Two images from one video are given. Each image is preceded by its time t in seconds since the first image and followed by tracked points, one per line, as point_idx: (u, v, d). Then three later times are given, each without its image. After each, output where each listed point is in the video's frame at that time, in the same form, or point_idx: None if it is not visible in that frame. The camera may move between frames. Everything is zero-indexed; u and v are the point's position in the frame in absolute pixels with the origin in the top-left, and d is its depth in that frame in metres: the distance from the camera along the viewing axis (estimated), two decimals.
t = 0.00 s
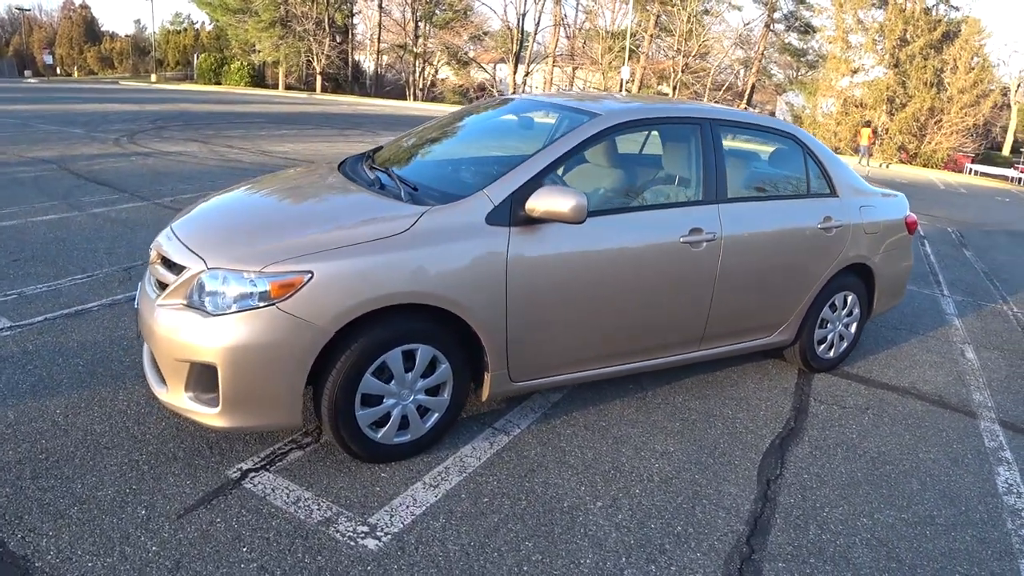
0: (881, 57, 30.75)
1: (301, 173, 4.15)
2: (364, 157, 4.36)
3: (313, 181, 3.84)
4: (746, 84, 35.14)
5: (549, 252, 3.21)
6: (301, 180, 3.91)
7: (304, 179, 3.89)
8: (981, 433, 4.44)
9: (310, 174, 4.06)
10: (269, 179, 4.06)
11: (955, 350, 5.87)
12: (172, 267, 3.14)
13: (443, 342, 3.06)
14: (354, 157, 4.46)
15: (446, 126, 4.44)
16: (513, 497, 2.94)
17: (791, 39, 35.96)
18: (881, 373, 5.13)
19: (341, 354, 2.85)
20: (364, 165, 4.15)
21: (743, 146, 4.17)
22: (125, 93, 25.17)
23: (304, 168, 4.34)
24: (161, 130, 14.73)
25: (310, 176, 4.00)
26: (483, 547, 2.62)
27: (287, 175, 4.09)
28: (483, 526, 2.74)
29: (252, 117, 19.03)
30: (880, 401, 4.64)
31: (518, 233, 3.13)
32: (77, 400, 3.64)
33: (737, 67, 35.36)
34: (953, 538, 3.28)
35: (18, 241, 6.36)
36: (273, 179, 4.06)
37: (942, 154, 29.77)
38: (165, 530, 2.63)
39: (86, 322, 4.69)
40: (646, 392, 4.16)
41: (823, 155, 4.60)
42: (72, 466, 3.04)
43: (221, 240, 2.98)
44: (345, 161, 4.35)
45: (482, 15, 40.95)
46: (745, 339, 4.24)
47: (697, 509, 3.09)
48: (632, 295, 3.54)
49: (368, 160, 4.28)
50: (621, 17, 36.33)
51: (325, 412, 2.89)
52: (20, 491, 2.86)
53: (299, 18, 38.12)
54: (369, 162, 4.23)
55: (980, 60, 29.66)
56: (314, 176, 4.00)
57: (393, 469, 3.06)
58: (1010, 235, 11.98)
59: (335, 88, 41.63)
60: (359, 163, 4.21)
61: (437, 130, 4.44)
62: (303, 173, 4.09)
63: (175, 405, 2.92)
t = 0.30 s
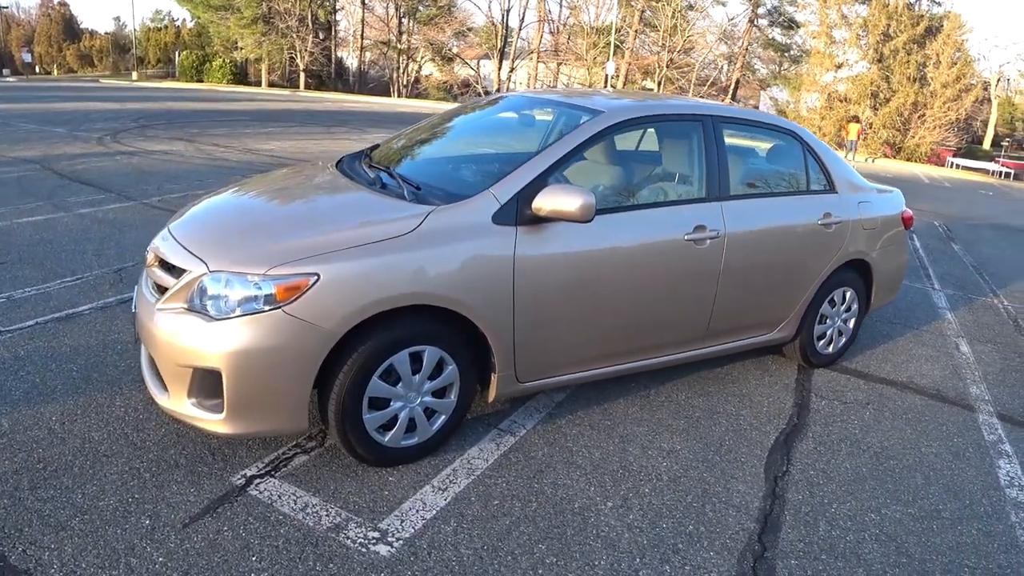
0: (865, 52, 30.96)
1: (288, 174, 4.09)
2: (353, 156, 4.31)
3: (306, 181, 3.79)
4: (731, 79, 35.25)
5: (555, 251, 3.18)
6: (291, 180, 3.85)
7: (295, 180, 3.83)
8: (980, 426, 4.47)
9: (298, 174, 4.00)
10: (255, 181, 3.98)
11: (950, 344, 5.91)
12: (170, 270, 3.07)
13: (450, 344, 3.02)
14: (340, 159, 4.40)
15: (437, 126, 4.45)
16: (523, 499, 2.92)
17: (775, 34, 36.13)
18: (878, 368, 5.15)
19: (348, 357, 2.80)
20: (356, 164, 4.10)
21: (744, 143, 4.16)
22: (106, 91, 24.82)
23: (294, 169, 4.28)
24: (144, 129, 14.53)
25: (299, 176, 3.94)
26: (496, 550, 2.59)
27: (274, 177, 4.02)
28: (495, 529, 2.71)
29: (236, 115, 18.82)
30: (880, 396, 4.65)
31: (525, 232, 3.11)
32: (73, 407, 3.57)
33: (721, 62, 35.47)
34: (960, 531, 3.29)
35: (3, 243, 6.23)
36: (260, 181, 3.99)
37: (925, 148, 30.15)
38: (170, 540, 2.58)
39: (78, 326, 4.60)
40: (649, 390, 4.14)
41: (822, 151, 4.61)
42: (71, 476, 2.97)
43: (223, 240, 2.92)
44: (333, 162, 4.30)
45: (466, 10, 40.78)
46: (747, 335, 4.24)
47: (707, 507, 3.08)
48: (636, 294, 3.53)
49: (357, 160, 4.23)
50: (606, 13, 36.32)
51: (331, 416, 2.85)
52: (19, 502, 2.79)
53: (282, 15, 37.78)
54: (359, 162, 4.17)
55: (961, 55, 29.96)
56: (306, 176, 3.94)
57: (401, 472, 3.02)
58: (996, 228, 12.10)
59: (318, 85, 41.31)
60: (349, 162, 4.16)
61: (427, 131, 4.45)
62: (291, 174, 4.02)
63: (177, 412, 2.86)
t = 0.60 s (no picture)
0: (850, 46, 31.12)
1: (278, 176, 4.01)
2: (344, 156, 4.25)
3: (299, 182, 3.72)
4: (717, 74, 35.33)
5: (562, 250, 3.15)
6: (282, 182, 3.77)
7: (287, 181, 3.76)
8: (981, 418, 4.47)
9: (289, 176, 3.93)
10: (245, 184, 3.91)
11: (947, 337, 5.92)
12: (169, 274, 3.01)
13: (457, 345, 2.98)
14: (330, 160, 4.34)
15: (426, 129, 4.37)
16: (534, 501, 2.88)
17: (760, 29, 36.24)
18: (878, 361, 5.15)
19: (355, 361, 2.75)
20: (349, 164, 4.04)
21: (746, 138, 4.15)
22: (88, 93, 24.54)
23: (287, 170, 4.21)
24: (129, 130, 14.35)
25: (291, 177, 3.87)
26: (509, 554, 2.55)
27: (264, 178, 3.95)
28: (507, 532, 2.67)
29: (222, 115, 18.65)
30: (882, 390, 4.65)
31: (531, 231, 3.07)
32: (70, 415, 3.50)
33: (707, 57, 35.55)
34: (968, 524, 3.28)
35: None
36: (250, 183, 3.92)
37: (909, 140, 29.95)
38: (177, 551, 2.52)
39: (71, 332, 4.51)
40: (653, 388, 4.12)
41: (821, 146, 4.61)
42: (71, 487, 2.90)
43: (224, 242, 2.87)
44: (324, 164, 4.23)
45: (452, 8, 40.65)
46: (750, 331, 4.23)
47: (718, 506, 3.06)
48: (642, 292, 3.50)
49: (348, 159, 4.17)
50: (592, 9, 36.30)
51: (339, 421, 2.80)
52: (18, 515, 2.72)
53: (266, 13, 37.48)
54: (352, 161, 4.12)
55: (944, 48, 30.18)
56: (299, 176, 3.87)
57: (409, 476, 2.97)
58: (985, 220, 12.18)
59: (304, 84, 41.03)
60: (341, 162, 4.10)
61: (416, 134, 4.37)
62: (281, 176, 3.95)
63: (180, 419, 2.80)
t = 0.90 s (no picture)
0: (846, 48, 31.23)
1: (274, 173, 3.95)
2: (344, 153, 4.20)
3: (297, 180, 3.66)
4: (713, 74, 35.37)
5: (570, 252, 3.12)
6: (278, 179, 3.72)
7: (284, 178, 3.70)
8: (982, 424, 4.46)
9: (285, 174, 3.86)
10: (241, 181, 3.85)
11: (945, 341, 5.92)
12: (168, 273, 2.95)
13: (462, 347, 2.94)
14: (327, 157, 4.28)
15: (424, 129, 4.31)
16: (538, 505, 2.85)
17: (756, 30, 36.31)
18: (878, 366, 5.14)
19: (360, 363, 2.71)
20: (345, 163, 3.97)
21: (752, 141, 4.13)
22: (81, 84, 24.32)
23: (285, 167, 4.16)
24: (123, 123, 14.23)
25: (287, 175, 3.81)
26: (515, 560, 2.52)
27: (260, 176, 3.89)
28: (512, 537, 2.64)
29: (217, 109, 18.52)
30: (883, 394, 4.64)
31: (538, 232, 3.04)
32: (65, 413, 3.44)
33: (703, 58, 35.58)
34: (971, 531, 3.27)
35: None
36: (245, 181, 3.86)
37: (903, 144, 30.25)
38: (176, 555, 2.47)
39: (66, 328, 4.45)
40: (655, 390, 4.09)
41: (825, 150, 4.60)
42: (68, 488, 2.85)
43: (225, 240, 2.82)
44: (321, 161, 4.18)
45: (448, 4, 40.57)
46: (753, 335, 4.22)
47: (723, 511, 3.03)
48: (649, 295, 3.48)
49: (346, 156, 4.10)
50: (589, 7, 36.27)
51: (342, 424, 2.76)
52: (14, 517, 2.67)
53: (261, 7, 37.28)
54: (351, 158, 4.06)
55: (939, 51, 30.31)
56: (298, 174, 3.82)
57: (412, 479, 2.94)
58: (980, 224, 12.21)
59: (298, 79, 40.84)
60: (337, 161, 4.03)
61: (414, 133, 4.31)
62: (277, 174, 3.89)
63: (179, 420, 2.75)
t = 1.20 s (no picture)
0: (844, 48, 31.26)
1: (276, 171, 3.92)
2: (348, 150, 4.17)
3: (298, 178, 3.63)
4: (711, 73, 35.36)
5: (581, 250, 3.11)
6: (279, 178, 3.68)
7: (285, 176, 3.67)
8: (987, 425, 4.43)
9: (285, 172, 3.83)
10: (242, 180, 3.81)
11: (948, 341, 5.91)
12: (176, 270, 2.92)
13: (474, 347, 2.93)
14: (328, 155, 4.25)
15: (426, 127, 4.29)
16: (550, 505, 2.84)
17: (755, 29, 36.33)
18: (883, 365, 5.13)
19: (371, 362, 2.69)
20: (347, 160, 3.94)
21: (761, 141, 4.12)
22: (78, 79, 24.22)
23: (288, 165, 4.13)
24: (122, 118, 14.16)
25: (288, 173, 3.78)
26: (528, 560, 2.51)
27: (260, 174, 3.85)
28: (525, 537, 2.63)
29: (215, 105, 18.45)
30: (888, 394, 4.64)
31: (550, 230, 3.03)
32: (70, 412, 3.41)
33: (702, 56, 35.56)
34: (981, 531, 3.26)
35: None
36: (245, 179, 3.82)
37: (902, 143, 30.43)
38: (186, 556, 2.45)
39: (69, 325, 4.41)
40: (662, 390, 4.09)
41: (832, 150, 4.60)
42: (74, 488, 2.83)
43: (235, 236, 2.79)
44: (323, 159, 4.15)
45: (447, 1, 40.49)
46: (760, 334, 4.21)
47: (734, 511, 3.03)
48: (658, 294, 3.47)
49: (346, 155, 4.07)
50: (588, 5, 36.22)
51: (353, 424, 2.74)
52: (20, 517, 2.64)
53: (259, 2, 37.14)
54: (353, 156, 4.03)
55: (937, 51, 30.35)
56: (301, 172, 3.79)
57: (422, 479, 2.92)
58: (979, 224, 12.22)
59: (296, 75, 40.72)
60: (338, 159, 4.00)
61: (416, 132, 4.28)
62: (277, 172, 3.85)
63: (188, 420, 2.73)
